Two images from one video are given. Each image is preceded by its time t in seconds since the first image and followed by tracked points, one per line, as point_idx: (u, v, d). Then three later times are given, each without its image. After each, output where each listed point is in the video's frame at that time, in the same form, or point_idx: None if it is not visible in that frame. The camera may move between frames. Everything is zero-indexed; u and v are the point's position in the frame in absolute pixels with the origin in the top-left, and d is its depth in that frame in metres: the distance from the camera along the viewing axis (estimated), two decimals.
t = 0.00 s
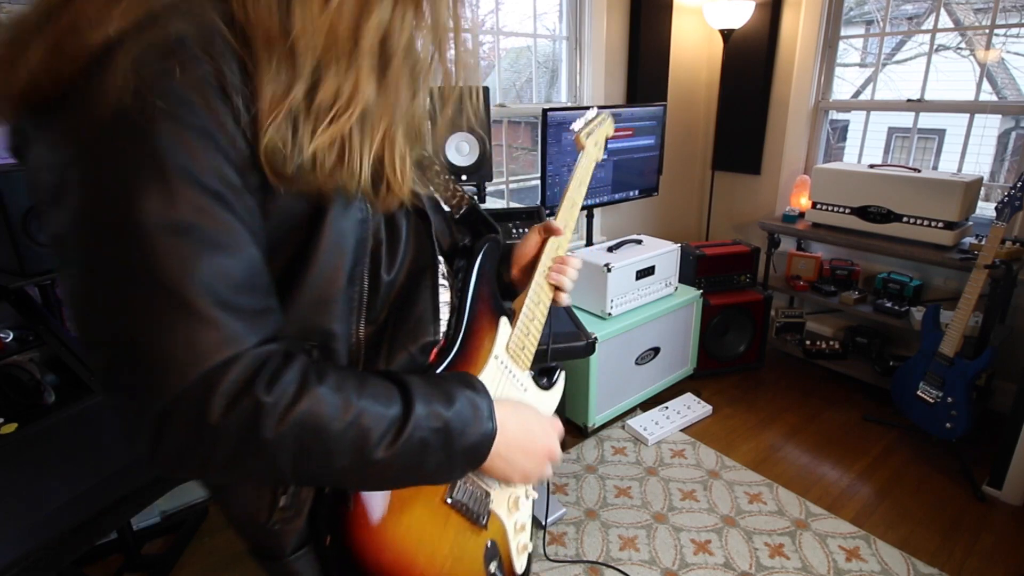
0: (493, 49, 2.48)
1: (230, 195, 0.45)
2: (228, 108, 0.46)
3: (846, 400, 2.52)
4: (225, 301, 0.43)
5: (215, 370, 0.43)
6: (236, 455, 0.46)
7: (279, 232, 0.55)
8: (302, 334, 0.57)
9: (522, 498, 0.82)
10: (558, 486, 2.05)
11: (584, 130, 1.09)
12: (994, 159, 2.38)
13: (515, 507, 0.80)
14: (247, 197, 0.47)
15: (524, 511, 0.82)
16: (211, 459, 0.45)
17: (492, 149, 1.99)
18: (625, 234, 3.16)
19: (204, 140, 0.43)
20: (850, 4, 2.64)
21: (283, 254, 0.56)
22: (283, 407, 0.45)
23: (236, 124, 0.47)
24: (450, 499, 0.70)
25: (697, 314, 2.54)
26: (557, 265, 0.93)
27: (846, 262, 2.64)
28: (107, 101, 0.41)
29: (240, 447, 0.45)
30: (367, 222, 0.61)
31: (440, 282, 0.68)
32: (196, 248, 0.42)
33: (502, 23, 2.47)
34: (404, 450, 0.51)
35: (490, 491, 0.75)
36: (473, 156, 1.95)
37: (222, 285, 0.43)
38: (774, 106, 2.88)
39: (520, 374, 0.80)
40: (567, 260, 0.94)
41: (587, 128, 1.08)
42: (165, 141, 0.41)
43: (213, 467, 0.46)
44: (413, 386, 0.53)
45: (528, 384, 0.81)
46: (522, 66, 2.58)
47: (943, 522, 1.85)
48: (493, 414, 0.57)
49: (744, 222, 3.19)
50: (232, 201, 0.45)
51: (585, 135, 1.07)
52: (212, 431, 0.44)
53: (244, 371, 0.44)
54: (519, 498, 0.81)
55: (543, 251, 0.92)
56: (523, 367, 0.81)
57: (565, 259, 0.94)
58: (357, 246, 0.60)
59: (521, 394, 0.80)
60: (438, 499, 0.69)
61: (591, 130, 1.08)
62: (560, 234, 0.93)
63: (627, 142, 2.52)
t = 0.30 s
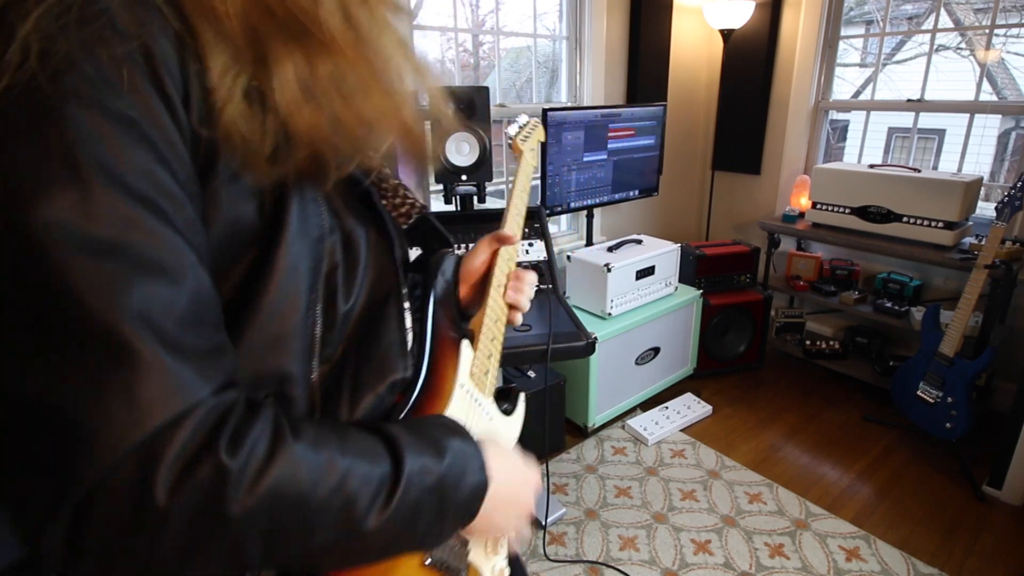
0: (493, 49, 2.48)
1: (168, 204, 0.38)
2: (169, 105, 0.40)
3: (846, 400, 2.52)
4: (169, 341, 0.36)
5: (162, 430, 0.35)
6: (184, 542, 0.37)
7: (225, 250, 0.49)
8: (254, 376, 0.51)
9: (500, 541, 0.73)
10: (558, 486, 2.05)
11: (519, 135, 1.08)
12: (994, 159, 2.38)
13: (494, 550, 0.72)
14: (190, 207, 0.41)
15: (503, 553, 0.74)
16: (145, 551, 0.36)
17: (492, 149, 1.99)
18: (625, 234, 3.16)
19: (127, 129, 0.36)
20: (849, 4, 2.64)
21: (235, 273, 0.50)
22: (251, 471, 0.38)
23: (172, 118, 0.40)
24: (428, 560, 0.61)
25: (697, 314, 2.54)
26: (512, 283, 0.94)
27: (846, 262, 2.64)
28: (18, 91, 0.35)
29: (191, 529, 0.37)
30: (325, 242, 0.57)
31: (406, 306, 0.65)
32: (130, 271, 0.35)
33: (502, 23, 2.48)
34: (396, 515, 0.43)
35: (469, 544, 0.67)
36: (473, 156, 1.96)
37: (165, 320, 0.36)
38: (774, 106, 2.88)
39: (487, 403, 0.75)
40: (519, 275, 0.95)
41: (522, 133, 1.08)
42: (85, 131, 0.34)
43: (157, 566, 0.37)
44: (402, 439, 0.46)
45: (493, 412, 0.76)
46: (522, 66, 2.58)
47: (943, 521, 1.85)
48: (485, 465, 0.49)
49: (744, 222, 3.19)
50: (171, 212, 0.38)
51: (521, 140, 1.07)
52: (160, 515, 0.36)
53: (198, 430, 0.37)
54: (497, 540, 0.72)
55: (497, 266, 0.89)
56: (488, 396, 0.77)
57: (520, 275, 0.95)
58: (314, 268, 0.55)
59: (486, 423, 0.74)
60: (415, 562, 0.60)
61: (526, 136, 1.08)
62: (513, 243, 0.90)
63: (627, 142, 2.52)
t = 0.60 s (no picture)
0: (493, 49, 2.48)
1: (104, 200, 0.35)
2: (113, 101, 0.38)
3: (846, 400, 2.53)
4: (101, 351, 0.34)
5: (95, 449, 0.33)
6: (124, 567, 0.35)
7: (185, 239, 0.46)
8: (215, 378, 0.49)
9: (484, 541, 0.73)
10: (558, 486, 2.05)
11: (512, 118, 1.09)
12: (994, 159, 2.39)
13: (477, 551, 0.71)
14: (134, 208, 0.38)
15: (488, 553, 0.73)
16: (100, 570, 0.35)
17: (492, 148, 1.99)
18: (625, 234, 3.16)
19: (65, 117, 0.34)
20: (849, 5, 2.64)
21: (196, 268, 0.48)
22: (198, 486, 0.36)
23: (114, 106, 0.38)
24: (407, 560, 0.61)
25: (697, 314, 2.54)
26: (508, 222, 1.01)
27: (846, 262, 2.64)
28: None
29: (134, 548, 0.35)
30: (299, 227, 0.55)
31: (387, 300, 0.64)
32: (57, 274, 0.32)
33: (502, 23, 2.47)
34: (366, 501, 0.43)
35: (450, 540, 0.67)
36: (473, 156, 1.96)
37: (95, 325, 0.33)
38: (774, 106, 2.88)
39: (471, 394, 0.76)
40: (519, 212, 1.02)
41: (516, 116, 1.08)
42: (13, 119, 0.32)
43: None
44: (362, 422, 0.45)
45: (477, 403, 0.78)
46: (522, 66, 2.58)
47: (943, 522, 1.85)
48: (462, 433, 0.50)
49: (744, 222, 3.19)
50: (109, 211, 0.36)
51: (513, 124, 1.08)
52: (96, 542, 0.34)
53: (136, 448, 0.35)
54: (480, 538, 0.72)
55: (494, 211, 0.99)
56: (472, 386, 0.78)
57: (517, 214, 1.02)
58: (284, 258, 0.53)
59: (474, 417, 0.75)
60: (393, 562, 0.60)
61: (518, 121, 1.09)
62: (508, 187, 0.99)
63: (627, 142, 2.52)
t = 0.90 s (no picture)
0: (493, 49, 2.48)
1: (93, 205, 0.40)
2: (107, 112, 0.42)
3: (846, 400, 2.52)
4: (84, 354, 0.38)
5: (79, 442, 0.38)
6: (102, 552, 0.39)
7: (180, 243, 0.50)
8: (201, 367, 0.52)
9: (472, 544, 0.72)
10: (559, 486, 2.05)
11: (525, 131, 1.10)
12: (994, 159, 2.38)
13: (464, 554, 0.70)
14: (126, 214, 0.43)
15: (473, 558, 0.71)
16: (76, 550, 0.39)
17: (492, 149, 1.99)
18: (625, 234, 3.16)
19: (64, 133, 0.39)
20: (850, 4, 2.64)
21: (179, 280, 0.51)
22: (172, 484, 0.40)
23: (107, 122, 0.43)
24: (387, 557, 0.60)
25: (697, 314, 2.54)
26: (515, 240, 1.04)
27: (846, 262, 2.64)
28: None
29: (108, 535, 0.39)
30: (295, 234, 0.58)
31: (382, 300, 0.66)
32: (43, 282, 0.36)
33: (502, 23, 2.48)
34: (334, 516, 0.46)
35: (434, 541, 0.66)
36: (473, 156, 1.96)
37: (78, 336, 0.37)
38: (774, 106, 2.88)
39: (466, 403, 0.75)
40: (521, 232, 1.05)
41: (530, 129, 1.10)
42: (11, 148, 0.36)
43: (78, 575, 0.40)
44: (346, 438, 0.49)
45: (473, 412, 0.76)
46: (522, 66, 2.58)
47: (943, 522, 1.85)
48: (443, 457, 0.53)
49: (744, 221, 3.19)
50: (100, 216, 0.40)
51: (529, 135, 1.09)
52: (69, 531, 0.38)
53: (114, 442, 0.39)
54: (466, 542, 0.70)
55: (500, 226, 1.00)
56: (469, 395, 0.77)
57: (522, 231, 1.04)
58: (279, 264, 0.56)
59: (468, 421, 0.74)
60: (372, 559, 0.59)
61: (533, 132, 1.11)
62: (519, 207, 1.02)
63: (627, 142, 2.52)
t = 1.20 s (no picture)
0: (492, 49, 2.48)
1: (189, 174, 0.41)
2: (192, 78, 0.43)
3: (847, 400, 2.53)
4: (185, 298, 0.39)
5: (177, 374, 0.39)
6: (192, 472, 0.41)
7: (248, 219, 0.51)
8: (266, 335, 0.53)
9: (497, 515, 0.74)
10: (558, 486, 2.05)
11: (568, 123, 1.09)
12: (994, 159, 2.39)
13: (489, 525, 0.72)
14: (212, 177, 0.44)
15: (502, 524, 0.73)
16: (168, 478, 0.41)
17: (492, 148, 1.98)
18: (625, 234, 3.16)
19: (157, 104, 0.40)
20: (849, 4, 2.65)
21: (251, 244, 0.52)
22: (253, 419, 0.42)
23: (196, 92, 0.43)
24: (419, 515, 0.64)
25: (697, 314, 2.54)
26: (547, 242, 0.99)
27: (846, 262, 2.64)
28: (65, 68, 0.38)
29: (199, 463, 0.41)
30: (343, 214, 0.58)
31: (421, 282, 0.65)
32: (148, 234, 0.38)
33: (502, 23, 2.47)
34: (382, 468, 0.47)
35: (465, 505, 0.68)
36: (473, 155, 1.95)
37: (181, 280, 0.39)
38: (774, 106, 2.88)
39: (500, 381, 0.74)
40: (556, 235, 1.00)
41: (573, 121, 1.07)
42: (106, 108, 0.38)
43: (170, 493, 0.42)
44: (390, 400, 0.50)
45: (507, 392, 0.75)
46: (522, 66, 2.58)
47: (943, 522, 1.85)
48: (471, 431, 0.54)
49: (744, 221, 3.19)
50: (190, 180, 0.41)
51: (569, 127, 1.07)
52: (168, 448, 0.40)
53: (210, 378, 0.41)
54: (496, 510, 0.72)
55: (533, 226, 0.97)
56: (501, 374, 0.76)
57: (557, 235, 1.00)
58: (330, 241, 0.57)
59: (499, 402, 0.74)
60: (406, 515, 0.63)
61: (575, 125, 1.08)
62: (554, 210, 0.98)
63: (627, 142, 2.52)
